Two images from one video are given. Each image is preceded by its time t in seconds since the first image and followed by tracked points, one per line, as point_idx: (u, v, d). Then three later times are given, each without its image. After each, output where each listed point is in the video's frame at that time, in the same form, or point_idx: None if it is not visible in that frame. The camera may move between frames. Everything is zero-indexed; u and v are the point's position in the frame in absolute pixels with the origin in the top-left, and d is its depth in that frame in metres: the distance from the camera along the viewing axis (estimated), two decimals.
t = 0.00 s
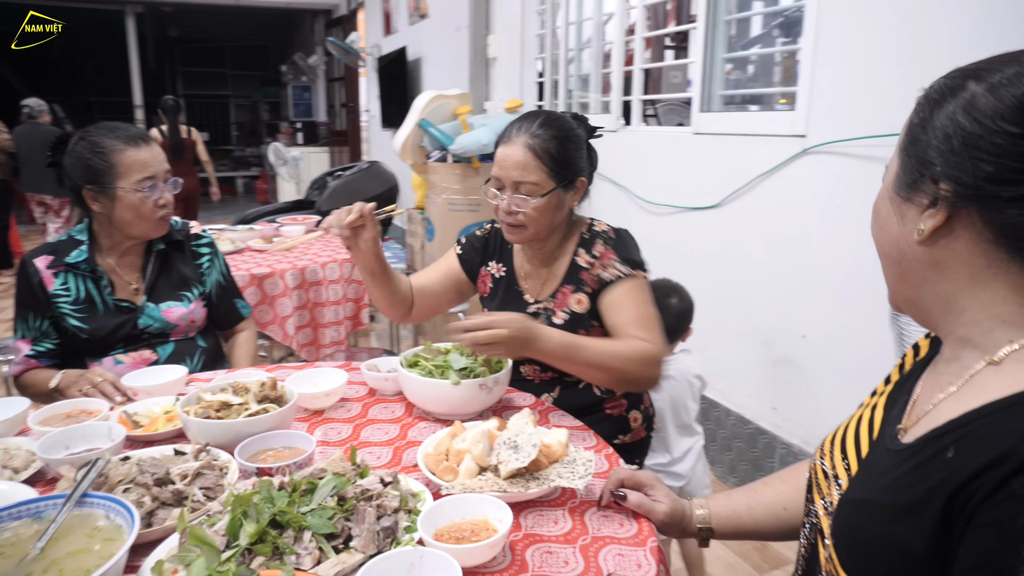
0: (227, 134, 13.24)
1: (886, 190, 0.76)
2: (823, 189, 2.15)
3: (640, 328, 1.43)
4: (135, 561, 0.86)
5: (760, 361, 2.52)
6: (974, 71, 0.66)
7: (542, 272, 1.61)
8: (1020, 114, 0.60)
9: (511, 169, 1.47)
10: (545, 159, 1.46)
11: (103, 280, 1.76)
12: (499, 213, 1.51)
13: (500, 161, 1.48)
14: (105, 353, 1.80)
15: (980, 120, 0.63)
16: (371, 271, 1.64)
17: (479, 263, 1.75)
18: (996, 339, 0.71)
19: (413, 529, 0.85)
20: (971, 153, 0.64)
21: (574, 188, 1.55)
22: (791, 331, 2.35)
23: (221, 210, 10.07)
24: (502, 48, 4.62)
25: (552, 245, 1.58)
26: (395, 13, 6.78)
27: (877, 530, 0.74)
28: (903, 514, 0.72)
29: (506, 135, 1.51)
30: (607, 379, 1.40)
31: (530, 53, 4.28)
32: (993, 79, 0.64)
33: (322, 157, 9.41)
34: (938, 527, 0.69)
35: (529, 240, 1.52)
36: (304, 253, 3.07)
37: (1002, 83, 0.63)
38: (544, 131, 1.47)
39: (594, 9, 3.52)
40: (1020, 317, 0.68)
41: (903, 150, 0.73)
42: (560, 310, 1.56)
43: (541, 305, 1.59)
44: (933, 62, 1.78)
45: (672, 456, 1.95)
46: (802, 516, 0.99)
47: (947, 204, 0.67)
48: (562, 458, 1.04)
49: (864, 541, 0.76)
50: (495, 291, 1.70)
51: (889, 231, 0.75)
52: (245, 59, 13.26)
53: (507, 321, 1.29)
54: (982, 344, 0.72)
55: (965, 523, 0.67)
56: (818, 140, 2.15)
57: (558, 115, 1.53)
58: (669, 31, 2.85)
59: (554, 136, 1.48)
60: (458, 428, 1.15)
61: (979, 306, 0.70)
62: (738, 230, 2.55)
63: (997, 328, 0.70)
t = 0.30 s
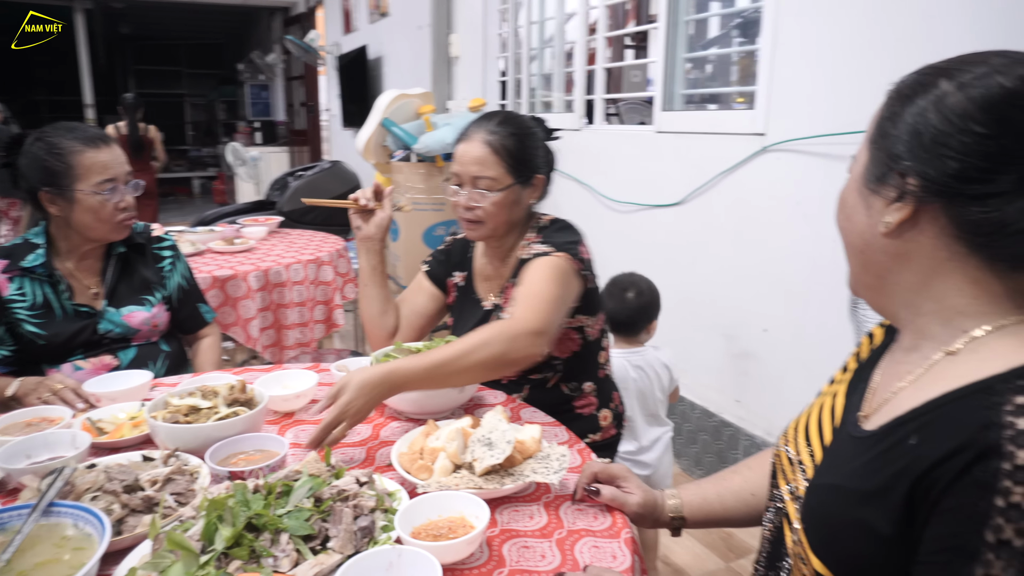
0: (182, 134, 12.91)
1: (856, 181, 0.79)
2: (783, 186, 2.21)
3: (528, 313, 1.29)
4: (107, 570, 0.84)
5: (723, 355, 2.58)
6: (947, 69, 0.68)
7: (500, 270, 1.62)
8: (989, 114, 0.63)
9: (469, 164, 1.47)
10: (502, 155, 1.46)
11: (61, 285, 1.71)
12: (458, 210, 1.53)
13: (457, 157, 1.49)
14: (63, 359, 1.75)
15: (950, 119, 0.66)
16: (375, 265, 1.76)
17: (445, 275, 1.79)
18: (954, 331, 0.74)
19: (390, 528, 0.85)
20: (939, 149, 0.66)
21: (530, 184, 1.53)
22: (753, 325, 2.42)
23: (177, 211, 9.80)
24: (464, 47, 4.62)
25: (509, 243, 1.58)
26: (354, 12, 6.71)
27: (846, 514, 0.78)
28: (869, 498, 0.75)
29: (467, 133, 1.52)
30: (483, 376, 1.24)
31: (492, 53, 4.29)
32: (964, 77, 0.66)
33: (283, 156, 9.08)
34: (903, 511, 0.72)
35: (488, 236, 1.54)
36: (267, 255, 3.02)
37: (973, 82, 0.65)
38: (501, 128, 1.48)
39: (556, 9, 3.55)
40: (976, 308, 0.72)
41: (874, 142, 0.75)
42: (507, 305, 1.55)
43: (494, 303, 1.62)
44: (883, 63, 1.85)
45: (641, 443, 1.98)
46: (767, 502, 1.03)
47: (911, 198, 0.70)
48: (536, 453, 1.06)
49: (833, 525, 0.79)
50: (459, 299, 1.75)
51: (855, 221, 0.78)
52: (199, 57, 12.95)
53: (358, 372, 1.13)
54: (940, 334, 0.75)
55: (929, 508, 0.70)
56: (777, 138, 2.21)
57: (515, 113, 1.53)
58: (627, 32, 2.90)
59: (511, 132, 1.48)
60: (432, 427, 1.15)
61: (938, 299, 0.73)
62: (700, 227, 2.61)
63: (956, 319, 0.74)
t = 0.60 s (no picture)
0: (140, 131, 12.57)
1: (806, 185, 0.82)
2: (746, 185, 2.26)
3: (462, 318, 1.30)
4: None
5: (691, 352, 2.63)
6: (888, 80, 0.72)
7: (455, 273, 1.64)
8: (926, 124, 0.67)
9: (416, 165, 1.47)
10: (449, 155, 1.47)
11: (21, 288, 1.66)
12: (408, 212, 1.52)
13: (404, 158, 1.49)
14: (25, 363, 1.69)
15: (891, 127, 0.69)
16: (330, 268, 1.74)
17: (402, 280, 1.80)
18: (901, 326, 0.77)
19: (368, 527, 0.86)
20: (881, 155, 0.70)
21: (479, 183, 1.54)
22: (719, 322, 2.47)
23: (138, 211, 9.55)
24: (431, 45, 4.61)
25: (459, 244, 1.59)
26: (318, 9, 6.63)
27: (809, 505, 0.80)
28: (830, 487, 0.78)
29: (411, 134, 1.52)
30: (420, 384, 1.24)
31: (459, 51, 4.29)
32: (905, 87, 0.70)
33: (245, 156, 9.22)
34: (862, 498, 0.75)
35: (439, 236, 1.55)
36: (233, 255, 2.97)
37: (912, 92, 0.69)
38: (446, 128, 1.49)
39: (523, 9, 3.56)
40: (921, 304, 0.75)
41: (823, 149, 0.79)
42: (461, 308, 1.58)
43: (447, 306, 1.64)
44: (840, 67, 1.90)
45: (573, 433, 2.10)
46: (735, 495, 1.06)
47: (858, 201, 0.73)
48: (511, 451, 1.07)
49: (799, 515, 0.82)
50: (416, 303, 1.76)
51: (807, 222, 0.81)
52: (157, 53, 12.62)
53: (292, 399, 1.12)
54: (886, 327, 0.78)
55: (885, 494, 0.72)
56: (740, 139, 2.26)
57: (460, 113, 1.54)
58: (591, 33, 2.93)
59: (457, 132, 1.49)
60: (407, 426, 1.15)
61: (885, 296, 0.77)
62: (667, 226, 2.65)
63: (902, 315, 0.77)
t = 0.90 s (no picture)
0: (99, 131, 12.21)
1: (758, 193, 0.85)
2: (713, 184, 2.30)
3: (450, 308, 1.28)
4: None
5: (660, 349, 2.66)
6: (823, 90, 0.76)
7: (421, 274, 1.64)
8: (858, 125, 0.70)
9: (372, 167, 1.46)
10: (405, 155, 1.47)
11: None
12: (367, 215, 1.52)
13: (361, 161, 1.48)
14: None
15: (827, 131, 0.72)
16: (292, 278, 1.68)
17: (367, 283, 1.78)
18: (853, 314, 0.78)
19: (340, 531, 0.85)
20: (818, 157, 0.73)
21: (438, 182, 1.54)
22: (688, 320, 2.51)
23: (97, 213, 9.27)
24: (398, 44, 4.58)
25: (424, 244, 1.59)
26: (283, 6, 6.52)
27: (770, 481, 0.81)
28: (790, 467, 0.78)
29: (366, 139, 1.51)
30: (407, 373, 1.23)
31: (427, 50, 4.27)
32: (838, 96, 0.73)
33: (209, 156, 9.04)
34: (820, 474, 0.75)
35: (401, 238, 1.54)
36: (198, 256, 2.90)
37: (844, 100, 0.72)
38: (401, 128, 1.49)
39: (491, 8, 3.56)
40: (870, 292, 0.76)
41: (771, 157, 0.82)
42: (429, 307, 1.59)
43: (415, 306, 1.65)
44: (808, 66, 1.93)
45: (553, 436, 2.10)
46: (706, 493, 1.07)
47: (803, 200, 0.76)
48: (484, 450, 1.07)
49: (762, 498, 0.82)
50: (382, 306, 1.77)
51: (763, 229, 0.83)
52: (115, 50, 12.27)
53: (279, 388, 1.09)
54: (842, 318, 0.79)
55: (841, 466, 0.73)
56: (708, 138, 2.30)
57: (416, 113, 1.54)
58: (559, 32, 2.94)
59: (412, 131, 1.49)
60: (378, 427, 1.15)
61: (836, 286, 0.78)
62: (635, 225, 2.68)
63: (854, 303, 0.78)
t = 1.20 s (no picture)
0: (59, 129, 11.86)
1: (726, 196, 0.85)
2: (684, 181, 2.32)
3: (459, 299, 1.31)
4: None
5: (633, 346, 2.68)
6: (783, 94, 0.76)
7: (393, 273, 1.62)
8: (811, 122, 0.71)
9: (343, 162, 1.44)
10: (376, 150, 1.45)
11: None
12: (338, 212, 1.49)
13: (331, 156, 1.45)
14: None
15: (783, 131, 0.73)
16: (260, 281, 1.64)
17: (336, 284, 1.76)
18: (810, 299, 0.77)
19: (309, 538, 0.83)
20: (776, 152, 0.74)
21: (410, 177, 1.52)
22: (661, 316, 2.52)
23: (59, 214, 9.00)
24: (367, 41, 4.52)
25: (397, 242, 1.57)
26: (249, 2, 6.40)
27: (704, 449, 0.81)
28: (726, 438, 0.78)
29: (335, 135, 1.49)
30: (423, 364, 1.23)
31: (396, 46, 4.22)
32: (796, 100, 0.74)
33: (174, 155, 8.84)
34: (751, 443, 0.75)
35: (373, 235, 1.52)
36: (162, 257, 2.83)
37: (802, 104, 0.73)
38: (371, 124, 1.47)
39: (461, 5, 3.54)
40: (827, 275, 0.75)
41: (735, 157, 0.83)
42: (406, 307, 1.57)
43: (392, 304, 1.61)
44: (798, 62, 1.90)
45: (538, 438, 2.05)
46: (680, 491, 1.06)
47: (763, 194, 0.76)
48: (457, 452, 1.05)
49: (701, 471, 0.82)
50: (352, 306, 1.74)
51: (731, 225, 0.84)
52: (76, 46, 11.93)
53: (294, 381, 1.07)
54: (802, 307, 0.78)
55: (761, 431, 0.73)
56: (679, 134, 2.31)
57: (386, 110, 1.52)
58: (530, 29, 2.93)
59: (382, 127, 1.47)
60: (349, 430, 1.12)
61: (798, 274, 0.77)
62: (607, 222, 2.69)
63: (812, 289, 0.77)
